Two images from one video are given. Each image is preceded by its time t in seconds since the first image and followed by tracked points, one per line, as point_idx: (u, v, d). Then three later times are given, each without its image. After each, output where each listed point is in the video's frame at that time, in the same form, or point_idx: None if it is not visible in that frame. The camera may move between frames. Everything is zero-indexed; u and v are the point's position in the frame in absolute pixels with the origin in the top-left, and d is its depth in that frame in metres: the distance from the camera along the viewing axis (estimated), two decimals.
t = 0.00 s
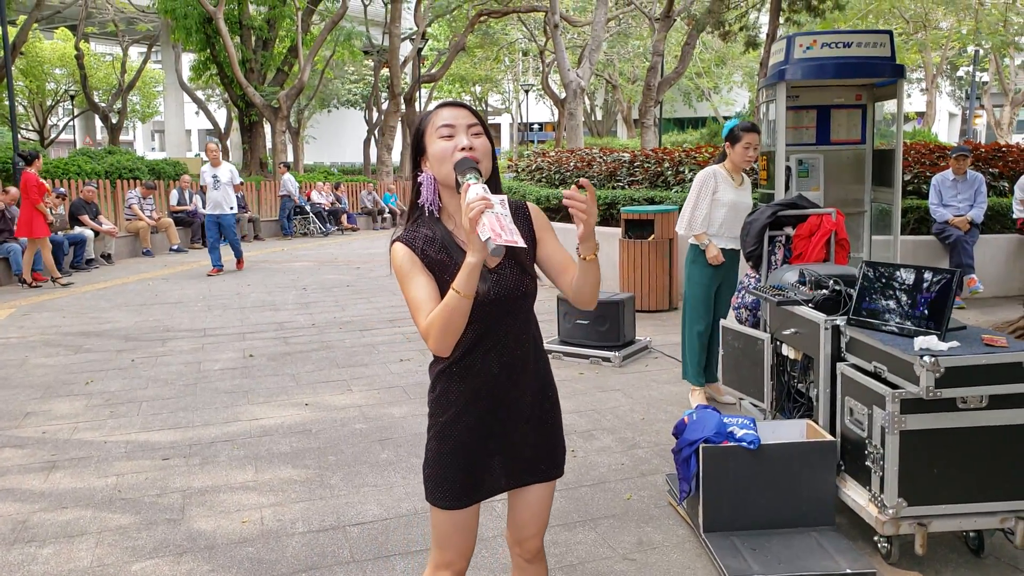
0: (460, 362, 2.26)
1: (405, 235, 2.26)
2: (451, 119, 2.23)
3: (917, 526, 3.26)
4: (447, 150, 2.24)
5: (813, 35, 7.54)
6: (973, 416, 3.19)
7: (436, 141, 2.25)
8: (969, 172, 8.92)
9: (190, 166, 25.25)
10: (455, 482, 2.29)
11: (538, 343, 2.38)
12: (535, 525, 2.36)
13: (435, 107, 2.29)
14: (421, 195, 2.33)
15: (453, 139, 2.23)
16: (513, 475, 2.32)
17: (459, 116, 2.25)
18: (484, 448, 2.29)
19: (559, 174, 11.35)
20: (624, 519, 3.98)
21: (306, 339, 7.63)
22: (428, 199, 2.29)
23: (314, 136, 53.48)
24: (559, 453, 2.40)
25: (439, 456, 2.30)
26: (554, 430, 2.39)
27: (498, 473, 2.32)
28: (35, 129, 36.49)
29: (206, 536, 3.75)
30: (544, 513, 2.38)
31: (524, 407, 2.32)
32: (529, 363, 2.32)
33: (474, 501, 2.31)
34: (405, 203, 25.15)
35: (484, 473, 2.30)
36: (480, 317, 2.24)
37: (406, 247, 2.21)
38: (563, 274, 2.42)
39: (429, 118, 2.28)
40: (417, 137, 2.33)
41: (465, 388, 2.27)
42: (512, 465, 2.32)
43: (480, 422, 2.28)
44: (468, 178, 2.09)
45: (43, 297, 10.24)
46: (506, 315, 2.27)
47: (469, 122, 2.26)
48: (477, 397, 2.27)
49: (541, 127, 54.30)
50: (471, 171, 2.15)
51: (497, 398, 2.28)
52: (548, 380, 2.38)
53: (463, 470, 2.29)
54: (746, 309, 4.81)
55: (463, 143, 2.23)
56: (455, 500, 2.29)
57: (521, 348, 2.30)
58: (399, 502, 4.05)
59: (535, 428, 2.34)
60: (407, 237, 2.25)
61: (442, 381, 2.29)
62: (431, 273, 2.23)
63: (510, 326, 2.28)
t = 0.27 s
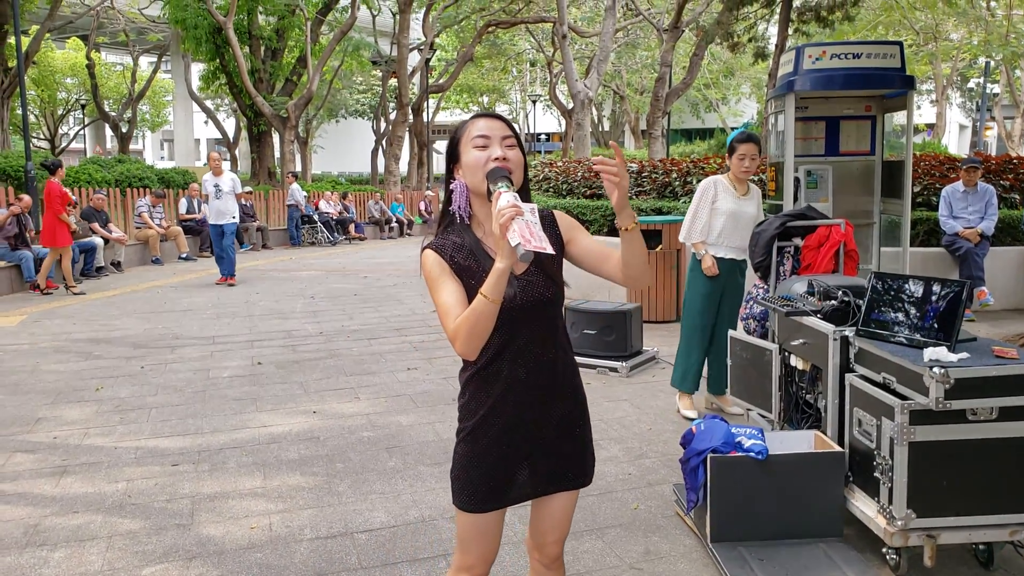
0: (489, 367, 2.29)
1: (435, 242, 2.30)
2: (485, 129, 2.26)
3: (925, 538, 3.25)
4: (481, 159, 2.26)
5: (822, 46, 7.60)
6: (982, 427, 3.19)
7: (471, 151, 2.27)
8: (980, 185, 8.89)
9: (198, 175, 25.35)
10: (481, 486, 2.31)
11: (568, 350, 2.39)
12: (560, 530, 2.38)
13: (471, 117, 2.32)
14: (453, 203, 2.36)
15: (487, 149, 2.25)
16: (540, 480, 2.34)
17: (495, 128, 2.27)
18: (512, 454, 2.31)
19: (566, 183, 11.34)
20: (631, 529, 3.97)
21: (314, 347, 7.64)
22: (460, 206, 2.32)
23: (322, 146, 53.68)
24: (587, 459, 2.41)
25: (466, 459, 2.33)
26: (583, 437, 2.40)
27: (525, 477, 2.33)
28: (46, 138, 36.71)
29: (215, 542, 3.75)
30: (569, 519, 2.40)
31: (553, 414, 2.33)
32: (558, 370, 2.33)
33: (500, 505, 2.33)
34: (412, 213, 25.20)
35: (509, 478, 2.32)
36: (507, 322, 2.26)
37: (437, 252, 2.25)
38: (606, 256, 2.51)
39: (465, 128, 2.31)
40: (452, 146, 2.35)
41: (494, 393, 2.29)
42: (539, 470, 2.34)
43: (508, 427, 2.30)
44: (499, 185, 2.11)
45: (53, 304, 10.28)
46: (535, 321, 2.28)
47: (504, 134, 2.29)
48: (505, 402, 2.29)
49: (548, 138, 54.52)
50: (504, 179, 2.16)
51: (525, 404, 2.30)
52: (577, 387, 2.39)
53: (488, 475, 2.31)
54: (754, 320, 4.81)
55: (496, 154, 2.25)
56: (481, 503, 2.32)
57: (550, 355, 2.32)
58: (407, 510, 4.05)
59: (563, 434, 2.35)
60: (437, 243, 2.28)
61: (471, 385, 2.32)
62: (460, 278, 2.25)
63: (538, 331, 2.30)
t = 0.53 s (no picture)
0: (503, 369, 2.31)
1: (453, 243, 2.32)
2: (506, 133, 2.29)
3: (925, 538, 3.27)
4: (501, 162, 2.28)
5: (822, 52, 7.62)
6: (981, 428, 3.21)
7: (492, 154, 2.29)
8: (979, 189, 8.91)
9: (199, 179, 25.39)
10: (494, 486, 2.34)
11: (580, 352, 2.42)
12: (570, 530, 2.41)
13: (492, 122, 2.35)
14: (472, 205, 2.39)
15: (508, 153, 2.28)
16: (552, 482, 2.36)
17: (516, 133, 2.30)
18: (524, 455, 2.33)
19: (566, 188, 11.26)
20: (633, 532, 3.99)
21: (316, 352, 7.67)
22: (479, 208, 2.34)
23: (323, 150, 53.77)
24: (599, 461, 2.44)
25: (479, 460, 2.35)
26: (595, 439, 2.43)
27: (538, 478, 2.36)
28: (46, 142, 36.75)
29: (219, 547, 3.78)
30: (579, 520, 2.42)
31: (566, 415, 2.36)
32: (571, 372, 2.36)
33: (513, 506, 2.35)
34: (414, 217, 25.24)
35: (521, 480, 2.34)
36: (521, 324, 2.29)
37: (455, 253, 2.27)
38: (625, 247, 2.54)
39: (486, 132, 2.34)
40: (473, 149, 2.38)
41: (508, 394, 2.31)
42: (551, 471, 2.36)
43: (522, 428, 2.32)
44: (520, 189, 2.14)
45: (55, 310, 10.31)
46: (549, 322, 2.31)
47: (524, 139, 2.31)
48: (519, 404, 2.31)
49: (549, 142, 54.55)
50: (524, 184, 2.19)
51: (539, 406, 2.32)
52: (590, 389, 2.42)
53: (500, 476, 2.33)
54: (755, 323, 4.84)
55: (516, 158, 2.28)
56: (493, 504, 2.34)
57: (563, 358, 2.35)
58: (409, 514, 4.07)
59: (575, 436, 2.38)
60: (455, 244, 2.30)
61: (485, 386, 2.35)
62: (476, 280, 2.27)
63: (553, 333, 2.32)
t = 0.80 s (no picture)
0: (508, 367, 2.32)
1: (463, 238, 2.33)
2: (525, 132, 2.30)
3: (926, 538, 3.28)
4: (517, 161, 2.29)
5: (822, 52, 7.63)
6: (982, 429, 3.21)
7: (508, 152, 2.30)
8: (978, 190, 8.92)
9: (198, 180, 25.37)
10: (498, 487, 2.34)
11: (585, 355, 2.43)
12: (573, 528, 2.41)
13: (510, 121, 2.36)
14: (485, 200, 2.39)
15: (524, 153, 2.29)
16: (556, 482, 2.37)
17: (534, 133, 2.31)
18: (529, 454, 2.34)
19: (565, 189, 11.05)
20: (634, 531, 4.00)
21: (316, 353, 7.66)
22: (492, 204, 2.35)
23: (321, 151, 53.75)
24: (603, 462, 2.45)
25: (484, 460, 2.35)
26: (598, 438, 2.44)
27: (542, 478, 2.36)
28: (45, 143, 36.72)
29: (220, 546, 3.77)
30: (582, 520, 2.43)
31: (571, 416, 2.37)
32: (575, 373, 2.38)
33: (517, 507, 2.36)
34: (412, 218, 25.24)
35: (525, 479, 2.35)
36: (528, 323, 2.29)
37: (464, 247, 2.27)
38: (637, 241, 2.57)
39: (505, 130, 2.34)
40: (490, 147, 2.39)
41: (513, 394, 2.32)
42: (555, 472, 2.37)
43: (528, 428, 2.33)
44: (536, 188, 2.15)
45: (54, 310, 10.30)
46: (556, 322, 2.31)
47: (542, 140, 2.32)
48: (524, 403, 2.32)
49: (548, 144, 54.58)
50: (540, 183, 2.20)
51: (544, 407, 2.33)
52: (593, 390, 2.43)
53: (505, 476, 2.33)
54: (756, 323, 4.84)
55: (533, 158, 2.29)
56: (497, 504, 2.34)
57: (569, 358, 2.36)
58: (410, 514, 4.08)
59: (580, 437, 2.39)
60: (465, 239, 2.31)
61: (490, 386, 2.35)
62: (483, 276, 2.28)
63: (559, 333, 2.33)
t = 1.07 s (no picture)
0: (506, 367, 2.31)
1: (467, 231, 2.32)
2: (537, 129, 2.30)
3: (927, 537, 3.28)
4: (528, 157, 2.28)
5: (822, 52, 7.64)
6: (983, 428, 3.22)
7: (519, 147, 2.29)
8: (977, 190, 8.95)
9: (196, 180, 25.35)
10: (497, 487, 2.33)
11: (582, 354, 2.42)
12: (572, 527, 2.42)
13: (524, 118, 2.36)
14: (493, 195, 2.39)
15: (536, 149, 2.28)
16: (553, 482, 2.37)
17: (546, 130, 2.31)
18: (526, 453, 2.34)
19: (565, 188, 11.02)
20: (636, 531, 4.00)
21: (316, 352, 7.66)
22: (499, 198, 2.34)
23: (320, 151, 53.72)
24: (600, 461, 2.45)
25: (481, 460, 2.35)
26: (595, 437, 2.44)
27: (539, 478, 2.36)
28: (43, 143, 36.69)
29: (221, 546, 3.77)
30: (580, 519, 2.43)
31: (568, 416, 2.37)
32: (573, 372, 2.37)
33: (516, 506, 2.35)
34: (411, 218, 25.23)
35: (522, 479, 2.34)
36: (528, 320, 2.29)
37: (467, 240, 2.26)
38: (643, 241, 2.58)
39: (518, 126, 2.34)
40: (501, 142, 2.38)
41: (510, 394, 2.31)
42: (552, 472, 2.37)
43: (525, 428, 2.33)
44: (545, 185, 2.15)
45: (53, 310, 10.28)
46: (556, 320, 2.31)
47: (554, 138, 2.32)
48: (521, 403, 2.32)
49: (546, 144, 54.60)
50: (549, 180, 2.20)
51: (542, 406, 2.33)
52: (589, 389, 2.43)
53: (503, 475, 2.33)
54: (756, 323, 4.85)
55: (544, 154, 2.29)
56: (495, 504, 2.33)
57: (567, 357, 2.35)
58: (411, 514, 4.07)
59: (576, 436, 2.39)
60: (469, 232, 2.30)
61: (487, 385, 2.34)
62: (485, 270, 2.27)
63: (558, 332, 2.33)
